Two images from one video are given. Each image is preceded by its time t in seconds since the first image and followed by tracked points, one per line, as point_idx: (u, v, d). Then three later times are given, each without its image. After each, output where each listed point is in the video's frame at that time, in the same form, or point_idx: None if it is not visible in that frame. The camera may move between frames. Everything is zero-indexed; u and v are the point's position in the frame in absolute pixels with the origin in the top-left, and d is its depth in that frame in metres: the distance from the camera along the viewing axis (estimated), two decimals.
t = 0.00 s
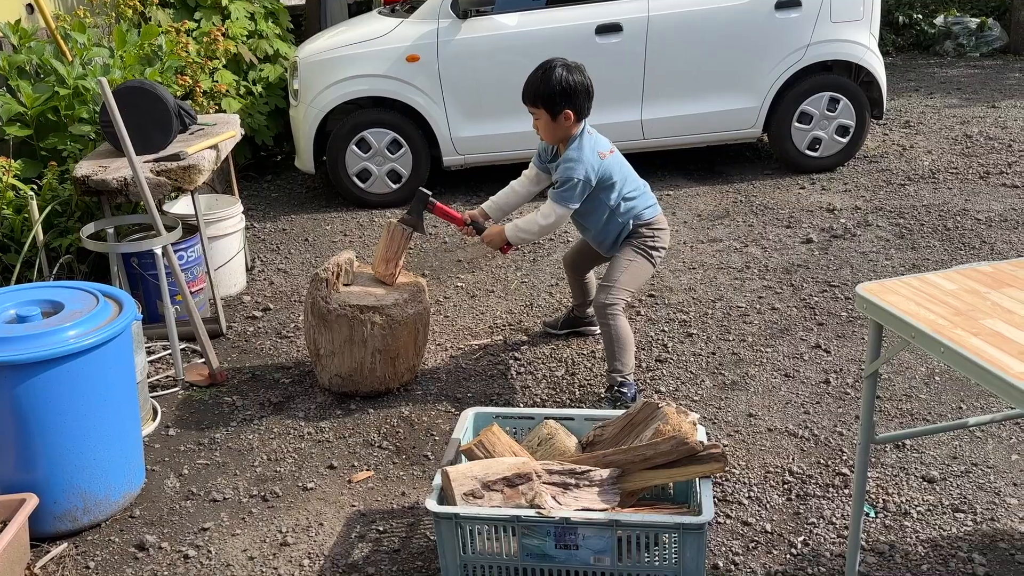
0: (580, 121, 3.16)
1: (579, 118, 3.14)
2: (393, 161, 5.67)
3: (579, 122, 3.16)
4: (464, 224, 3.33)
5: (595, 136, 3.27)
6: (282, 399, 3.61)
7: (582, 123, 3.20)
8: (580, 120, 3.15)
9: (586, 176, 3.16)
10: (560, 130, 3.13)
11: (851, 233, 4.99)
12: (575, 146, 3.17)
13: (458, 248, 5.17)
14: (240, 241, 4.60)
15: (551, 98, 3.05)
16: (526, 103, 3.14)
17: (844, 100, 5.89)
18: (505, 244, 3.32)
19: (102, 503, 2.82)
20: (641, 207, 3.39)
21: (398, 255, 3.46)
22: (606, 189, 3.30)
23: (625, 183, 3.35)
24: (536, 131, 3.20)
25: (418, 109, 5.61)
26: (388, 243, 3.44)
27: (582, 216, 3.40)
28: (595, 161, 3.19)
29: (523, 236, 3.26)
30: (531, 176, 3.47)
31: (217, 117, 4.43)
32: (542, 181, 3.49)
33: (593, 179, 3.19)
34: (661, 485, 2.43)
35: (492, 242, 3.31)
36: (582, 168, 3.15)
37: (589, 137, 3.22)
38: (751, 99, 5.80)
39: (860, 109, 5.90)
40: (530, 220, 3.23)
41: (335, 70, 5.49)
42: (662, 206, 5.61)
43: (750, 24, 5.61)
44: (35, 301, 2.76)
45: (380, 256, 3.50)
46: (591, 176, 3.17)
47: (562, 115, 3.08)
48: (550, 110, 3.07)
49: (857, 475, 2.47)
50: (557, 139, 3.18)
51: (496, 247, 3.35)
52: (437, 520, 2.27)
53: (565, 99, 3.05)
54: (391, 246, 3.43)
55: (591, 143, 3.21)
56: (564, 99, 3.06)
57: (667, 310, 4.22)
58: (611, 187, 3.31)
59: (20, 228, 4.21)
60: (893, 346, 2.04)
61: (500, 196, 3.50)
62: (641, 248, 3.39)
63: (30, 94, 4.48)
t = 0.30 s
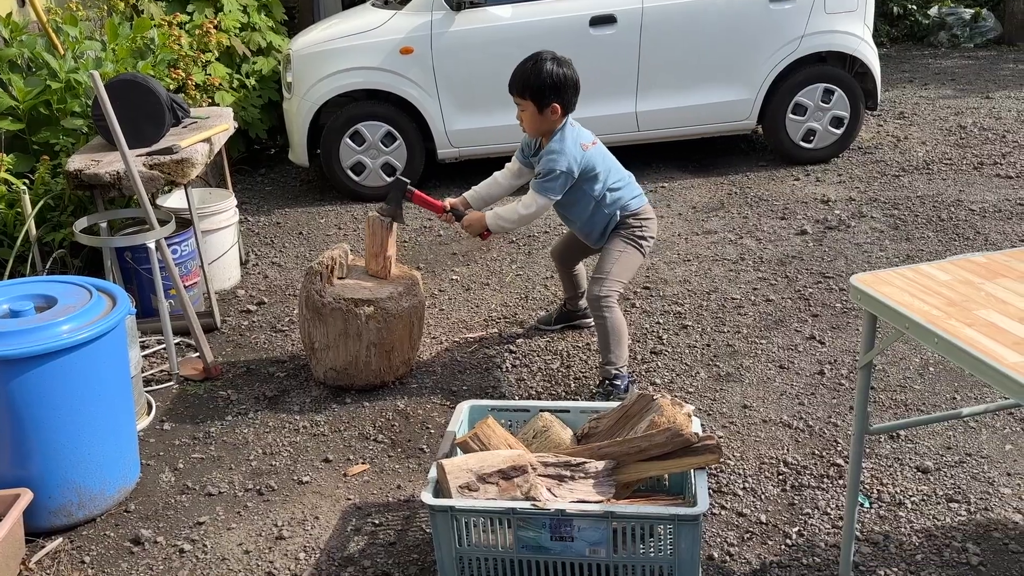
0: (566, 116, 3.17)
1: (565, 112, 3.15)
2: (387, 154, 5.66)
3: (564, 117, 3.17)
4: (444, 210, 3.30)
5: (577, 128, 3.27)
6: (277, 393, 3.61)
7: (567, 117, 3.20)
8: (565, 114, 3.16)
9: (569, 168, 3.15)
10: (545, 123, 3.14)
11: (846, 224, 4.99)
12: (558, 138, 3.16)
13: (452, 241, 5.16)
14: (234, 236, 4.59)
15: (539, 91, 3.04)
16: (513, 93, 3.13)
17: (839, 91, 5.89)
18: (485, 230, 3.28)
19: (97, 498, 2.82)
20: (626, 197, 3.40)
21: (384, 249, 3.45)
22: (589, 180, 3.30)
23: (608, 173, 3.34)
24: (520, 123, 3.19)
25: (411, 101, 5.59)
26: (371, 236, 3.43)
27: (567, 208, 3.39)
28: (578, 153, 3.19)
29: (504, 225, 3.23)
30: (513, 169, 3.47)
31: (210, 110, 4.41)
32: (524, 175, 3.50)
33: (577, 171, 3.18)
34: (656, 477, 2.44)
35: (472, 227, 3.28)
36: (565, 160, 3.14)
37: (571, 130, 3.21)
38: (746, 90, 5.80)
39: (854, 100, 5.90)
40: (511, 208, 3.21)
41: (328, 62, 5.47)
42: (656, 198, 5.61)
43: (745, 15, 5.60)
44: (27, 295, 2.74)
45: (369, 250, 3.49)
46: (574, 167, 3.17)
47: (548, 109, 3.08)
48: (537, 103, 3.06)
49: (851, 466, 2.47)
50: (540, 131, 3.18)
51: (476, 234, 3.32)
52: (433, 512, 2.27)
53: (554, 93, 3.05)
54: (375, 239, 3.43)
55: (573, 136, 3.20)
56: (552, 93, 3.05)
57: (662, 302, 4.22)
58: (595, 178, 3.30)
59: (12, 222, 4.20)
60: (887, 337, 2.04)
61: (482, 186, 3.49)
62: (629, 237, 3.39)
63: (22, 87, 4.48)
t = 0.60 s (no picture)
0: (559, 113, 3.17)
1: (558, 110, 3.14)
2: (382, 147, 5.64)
3: (557, 114, 3.16)
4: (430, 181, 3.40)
5: (568, 123, 3.25)
6: (273, 387, 3.60)
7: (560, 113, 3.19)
8: (559, 112, 3.15)
9: (559, 165, 3.15)
10: (539, 120, 3.13)
11: (842, 216, 4.99)
12: (550, 135, 3.15)
13: (448, 234, 5.15)
14: (230, 230, 4.58)
15: (535, 88, 3.02)
16: (507, 88, 3.10)
17: (835, 83, 5.89)
18: (465, 211, 3.28)
19: (94, 493, 2.82)
20: (616, 191, 3.40)
21: (380, 242, 3.45)
22: (579, 176, 3.30)
23: (598, 168, 3.34)
24: (513, 118, 3.17)
25: (406, 94, 5.58)
26: (366, 229, 3.42)
27: (556, 202, 3.39)
28: (569, 149, 3.18)
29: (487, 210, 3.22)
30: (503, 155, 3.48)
31: (205, 104, 4.39)
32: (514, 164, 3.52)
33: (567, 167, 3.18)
34: (653, 469, 2.44)
35: (453, 205, 3.27)
36: (556, 156, 3.14)
37: (563, 126, 3.20)
38: (742, 82, 5.79)
39: (850, 91, 5.91)
40: (498, 197, 3.20)
41: (323, 55, 5.45)
42: (652, 191, 5.60)
43: (741, 6, 5.59)
44: (22, 290, 2.74)
45: (365, 244, 3.49)
46: (565, 163, 3.16)
47: (544, 107, 3.07)
48: (533, 100, 3.05)
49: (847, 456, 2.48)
50: (533, 128, 3.17)
51: (455, 214, 3.32)
52: (430, 505, 2.27)
53: (550, 91, 3.04)
54: (371, 234, 3.43)
55: (564, 132, 3.19)
56: (548, 90, 3.04)
57: (658, 295, 4.22)
58: (585, 173, 3.30)
59: (6, 217, 4.20)
60: (882, 328, 2.05)
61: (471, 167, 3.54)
62: (618, 228, 3.40)
63: (16, 82, 4.46)
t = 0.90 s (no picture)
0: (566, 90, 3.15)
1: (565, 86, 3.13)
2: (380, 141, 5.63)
3: (565, 91, 3.15)
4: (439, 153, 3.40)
5: (577, 106, 3.24)
6: (272, 382, 3.60)
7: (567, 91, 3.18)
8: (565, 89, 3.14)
9: (564, 146, 3.14)
10: (545, 99, 3.12)
11: (840, 208, 4.99)
12: (557, 115, 3.14)
13: (446, 228, 5.15)
14: (229, 225, 4.59)
15: (539, 66, 3.02)
16: (512, 69, 3.11)
17: (833, 75, 5.88)
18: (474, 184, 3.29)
19: (94, 488, 2.82)
20: (611, 181, 3.38)
21: (379, 236, 3.45)
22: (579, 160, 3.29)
23: (599, 154, 3.33)
24: (521, 98, 3.17)
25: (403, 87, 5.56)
26: (365, 224, 3.43)
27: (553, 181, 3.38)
28: (575, 132, 3.17)
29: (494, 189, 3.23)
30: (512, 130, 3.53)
31: (203, 98, 4.39)
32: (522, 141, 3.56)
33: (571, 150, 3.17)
34: (652, 462, 2.44)
35: (463, 178, 3.28)
36: (562, 138, 3.12)
37: (572, 107, 3.19)
38: (740, 74, 5.78)
39: (848, 83, 5.90)
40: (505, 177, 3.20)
41: (319, 49, 5.44)
42: (651, 183, 5.60)
43: None
44: (20, 286, 2.73)
45: (363, 239, 3.49)
46: (569, 146, 3.15)
47: (549, 85, 3.07)
48: (537, 79, 3.05)
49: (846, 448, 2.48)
50: (541, 107, 3.17)
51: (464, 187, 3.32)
52: (430, 499, 2.28)
53: (554, 68, 3.04)
54: (369, 228, 3.43)
55: (572, 114, 3.18)
56: (552, 68, 3.04)
57: (657, 288, 4.22)
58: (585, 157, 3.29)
59: (4, 213, 4.19)
60: (881, 320, 2.05)
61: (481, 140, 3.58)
62: (606, 221, 3.39)
63: (12, 77, 4.43)
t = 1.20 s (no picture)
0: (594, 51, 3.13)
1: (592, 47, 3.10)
2: (379, 135, 5.62)
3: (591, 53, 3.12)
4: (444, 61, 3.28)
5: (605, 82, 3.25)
6: (273, 376, 3.61)
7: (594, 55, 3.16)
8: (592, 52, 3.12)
9: (583, 107, 3.12)
10: (572, 61, 3.11)
11: (840, 200, 4.99)
12: (583, 78, 3.13)
13: (446, 222, 5.15)
14: (228, 219, 4.59)
15: (561, 29, 3.00)
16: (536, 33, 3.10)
17: (832, 67, 5.87)
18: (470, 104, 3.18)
19: (95, 483, 2.82)
20: (599, 169, 3.35)
21: (378, 230, 3.45)
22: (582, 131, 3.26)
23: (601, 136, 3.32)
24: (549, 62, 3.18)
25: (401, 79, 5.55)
26: (364, 217, 3.42)
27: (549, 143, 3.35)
28: (597, 102, 3.17)
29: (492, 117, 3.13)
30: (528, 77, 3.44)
31: (202, 92, 4.38)
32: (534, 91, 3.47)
33: (587, 116, 3.15)
34: (652, 454, 2.44)
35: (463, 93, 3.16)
36: (585, 97, 3.11)
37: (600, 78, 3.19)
38: (739, 66, 5.77)
39: (848, 75, 5.89)
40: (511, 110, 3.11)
41: (318, 43, 5.43)
42: (650, 176, 5.59)
43: None
44: (20, 281, 2.73)
45: (363, 233, 3.49)
46: (587, 109, 3.13)
47: (574, 46, 3.05)
48: (561, 43, 3.04)
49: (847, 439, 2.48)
50: (569, 70, 3.15)
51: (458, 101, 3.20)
52: (431, 492, 2.28)
53: (577, 30, 3.01)
54: (368, 222, 3.43)
55: (600, 83, 3.18)
56: (576, 32, 3.02)
57: (657, 280, 4.22)
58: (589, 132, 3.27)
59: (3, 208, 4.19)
60: (881, 311, 2.05)
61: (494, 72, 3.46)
62: (577, 213, 3.36)
63: (10, 72, 4.43)
